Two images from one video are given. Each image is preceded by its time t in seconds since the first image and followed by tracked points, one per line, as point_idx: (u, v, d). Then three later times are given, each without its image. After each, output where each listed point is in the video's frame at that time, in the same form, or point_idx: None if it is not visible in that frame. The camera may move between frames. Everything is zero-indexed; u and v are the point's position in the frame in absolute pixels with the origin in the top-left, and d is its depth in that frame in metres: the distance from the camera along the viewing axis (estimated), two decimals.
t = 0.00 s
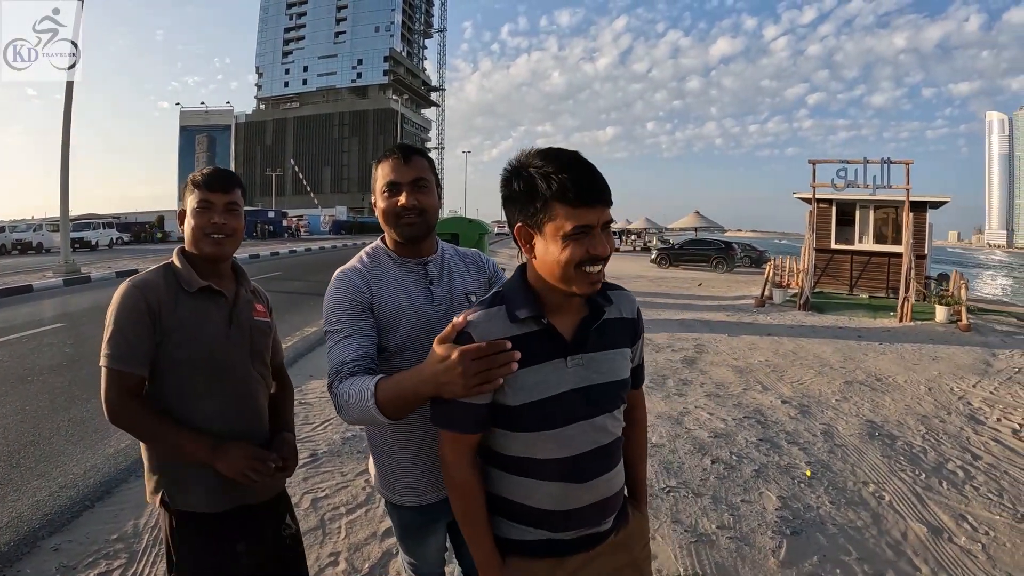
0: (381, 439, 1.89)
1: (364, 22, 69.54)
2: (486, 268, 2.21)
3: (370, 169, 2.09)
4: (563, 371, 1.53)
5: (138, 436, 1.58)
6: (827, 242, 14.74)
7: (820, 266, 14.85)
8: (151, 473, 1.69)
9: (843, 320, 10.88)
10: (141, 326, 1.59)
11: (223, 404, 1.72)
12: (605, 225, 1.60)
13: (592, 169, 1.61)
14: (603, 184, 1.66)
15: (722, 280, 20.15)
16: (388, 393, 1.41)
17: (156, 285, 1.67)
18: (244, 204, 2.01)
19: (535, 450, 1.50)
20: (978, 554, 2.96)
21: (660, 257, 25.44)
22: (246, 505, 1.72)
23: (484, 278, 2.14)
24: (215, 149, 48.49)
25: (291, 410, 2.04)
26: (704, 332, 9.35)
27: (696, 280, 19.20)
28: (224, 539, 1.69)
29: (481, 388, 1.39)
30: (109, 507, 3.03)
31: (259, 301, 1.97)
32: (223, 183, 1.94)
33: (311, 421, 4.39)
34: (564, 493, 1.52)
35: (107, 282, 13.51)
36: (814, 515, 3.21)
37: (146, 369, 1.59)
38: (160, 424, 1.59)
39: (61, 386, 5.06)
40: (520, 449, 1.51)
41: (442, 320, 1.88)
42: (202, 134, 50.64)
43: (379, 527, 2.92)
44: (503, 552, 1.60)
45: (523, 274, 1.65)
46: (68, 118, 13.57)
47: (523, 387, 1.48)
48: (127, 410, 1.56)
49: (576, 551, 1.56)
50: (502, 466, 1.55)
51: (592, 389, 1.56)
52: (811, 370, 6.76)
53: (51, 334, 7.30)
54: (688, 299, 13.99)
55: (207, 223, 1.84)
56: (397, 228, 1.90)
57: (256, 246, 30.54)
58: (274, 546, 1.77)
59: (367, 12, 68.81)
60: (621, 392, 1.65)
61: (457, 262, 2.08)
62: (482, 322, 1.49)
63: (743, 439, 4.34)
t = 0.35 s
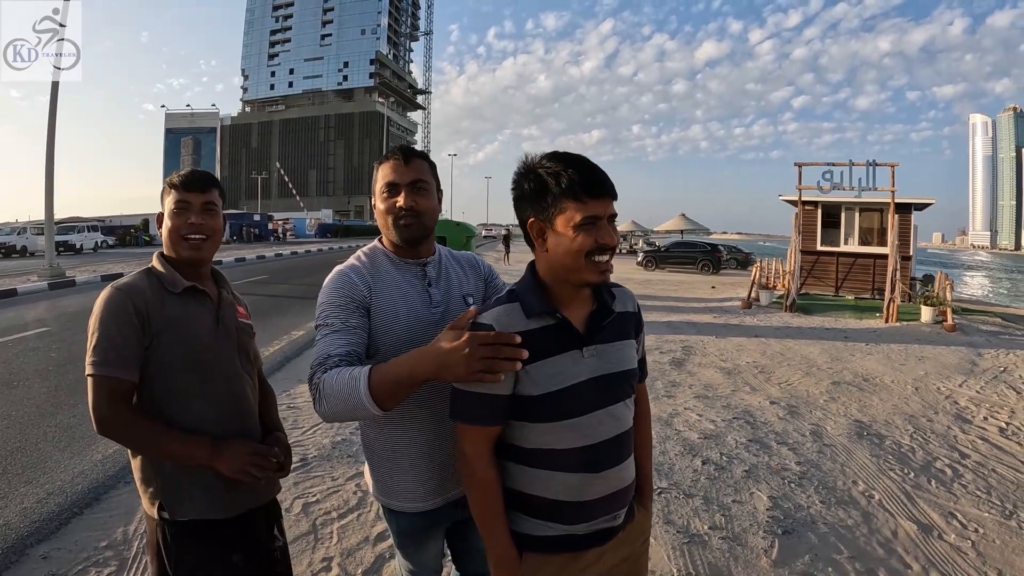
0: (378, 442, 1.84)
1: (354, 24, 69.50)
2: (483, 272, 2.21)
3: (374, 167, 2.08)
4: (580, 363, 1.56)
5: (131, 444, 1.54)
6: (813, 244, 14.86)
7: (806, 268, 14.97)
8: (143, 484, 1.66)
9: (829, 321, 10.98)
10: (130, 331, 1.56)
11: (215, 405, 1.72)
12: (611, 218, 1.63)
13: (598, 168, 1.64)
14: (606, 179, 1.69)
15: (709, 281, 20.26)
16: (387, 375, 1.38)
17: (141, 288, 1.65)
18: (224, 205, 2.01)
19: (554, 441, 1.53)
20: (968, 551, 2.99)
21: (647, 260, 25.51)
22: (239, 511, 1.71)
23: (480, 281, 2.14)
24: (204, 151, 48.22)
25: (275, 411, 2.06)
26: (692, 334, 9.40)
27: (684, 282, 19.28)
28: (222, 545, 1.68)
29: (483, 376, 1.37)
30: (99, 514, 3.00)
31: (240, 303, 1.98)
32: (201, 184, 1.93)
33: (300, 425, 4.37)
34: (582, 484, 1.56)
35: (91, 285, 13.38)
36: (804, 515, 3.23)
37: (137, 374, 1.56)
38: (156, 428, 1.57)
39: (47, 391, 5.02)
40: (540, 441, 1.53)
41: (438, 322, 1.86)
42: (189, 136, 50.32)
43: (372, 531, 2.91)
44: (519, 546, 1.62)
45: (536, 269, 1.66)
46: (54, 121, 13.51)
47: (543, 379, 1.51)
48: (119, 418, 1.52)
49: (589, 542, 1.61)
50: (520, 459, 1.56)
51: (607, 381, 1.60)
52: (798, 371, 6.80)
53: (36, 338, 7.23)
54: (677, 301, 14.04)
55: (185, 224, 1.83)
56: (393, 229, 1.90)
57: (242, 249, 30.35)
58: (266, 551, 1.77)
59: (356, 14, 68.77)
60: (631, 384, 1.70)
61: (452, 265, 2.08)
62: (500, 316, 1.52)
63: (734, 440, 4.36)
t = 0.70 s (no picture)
0: (389, 443, 1.81)
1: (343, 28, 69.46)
2: (483, 273, 2.21)
3: (380, 167, 2.02)
4: (624, 358, 1.62)
5: (121, 453, 1.53)
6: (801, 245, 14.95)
7: (794, 269, 15.07)
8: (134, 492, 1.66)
9: (818, 321, 11.05)
10: (117, 340, 1.55)
11: (205, 414, 1.70)
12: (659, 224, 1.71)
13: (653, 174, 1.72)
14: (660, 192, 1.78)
15: (698, 283, 20.34)
16: (450, 386, 1.38)
17: (128, 296, 1.63)
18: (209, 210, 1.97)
19: (601, 432, 1.58)
20: (963, 547, 3.02)
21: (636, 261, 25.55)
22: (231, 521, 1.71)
23: (483, 283, 2.14)
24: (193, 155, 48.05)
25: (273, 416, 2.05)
26: (682, 335, 9.44)
27: (673, 284, 19.34)
28: (212, 550, 1.69)
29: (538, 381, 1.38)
30: (90, 522, 2.99)
31: (234, 308, 1.96)
32: (187, 189, 1.90)
33: (292, 431, 4.36)
34: (626, 473, 1.63)
35: (77, 292, 13.29)
36: (799, 514, 3.24)
37: (124, 384, 1.55)
38: (143, 437, 1.56)
39: (37, 399, 4.98)
40: (587, 434, 1.58)
41: (450, 324, 1.85)
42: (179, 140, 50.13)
43: (366, 537, 2.90)
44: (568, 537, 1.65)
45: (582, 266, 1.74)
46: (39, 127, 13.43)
47: (592, 373, 1.56)
48: (108, 428, 1.51)
49: (627, 528, 1.70)
50: (567, 453, 1.59)
51: (644, 375, 1.68)
52: (789, 371, 6.83)
53: (23, 345, 7.17)
54: (667, 303, 14.09)
55: (168, 230, 1.80)
56: (407, 235, 1.86)
57: (230, 255, 30.22)
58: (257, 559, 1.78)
59: (346, 18, 68.77)
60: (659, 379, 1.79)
61: (456, 267, 2.07)
62: (557, 317, 1.54)
63: (726, 440, 4.38)
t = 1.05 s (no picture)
0: (382, 451, 1.78)
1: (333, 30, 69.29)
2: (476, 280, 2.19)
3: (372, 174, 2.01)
4: (608, 363, 1.64)
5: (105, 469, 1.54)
6: (788, 247, 15.06)
7: (782, 270, 15.17)
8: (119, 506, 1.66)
9: (806, 322, 11.12)
10: (99, 355, 1.54)
11: (188, 428, 1.70)
12: (648, 238, 1.75)
13: (645, 191, 1.77)
14: (652, 208, 1.82)
15: (687, 285, 20.42)
16: (439, 397, 1.45)
17: (109, 309, 1.60)
18: (194, 217, 1.93)
19: (585, 433, 1.61)
20: (952, 547, 3.04)
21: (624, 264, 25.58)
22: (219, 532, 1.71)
23: (475, 289, 2.13)
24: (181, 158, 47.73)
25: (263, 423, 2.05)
26: (670, 338, 9.48)
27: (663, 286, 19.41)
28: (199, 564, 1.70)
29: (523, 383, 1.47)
30: (76, 533, 2.96)
31: (219, 315, 1.92)
32: (171, 197, 1.87)
33: (278, 438, 4.34)
34: (612, 475, 1.64)
35: (63, 297, 13.17)
36: (788, 517, 3.26)
37: (106, 399, 1.54)
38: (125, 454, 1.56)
39: (20, 407, 4.94)
40: (569, 433, 1.61)
41: (445, 332, 1.84)
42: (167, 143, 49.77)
43: (354, 546, 2.89)
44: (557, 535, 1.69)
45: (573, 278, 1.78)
46: (24, 131, 13.32)
47: (574, 375, 1.60)
48: (90, 444, 1.51)
49: (616, 531, 1.70)
50: (549, 451, 1.64)
51: (633, 379, 1.68)
52: (777, 373, 6.87)
53: (7, 353, 7.10)
54: (657, 305, 14.13)
55: (153, 241, 1.77)
56: (400, 243, 1.84)
57: (218, 259, 30.05)
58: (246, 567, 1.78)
59: (336, 19, 68.63)
60: (653, 384, 1.79)
61: (450, 273, 2.05)
62: (538, 323, 1.62)
63: (715, 444, 4.40)
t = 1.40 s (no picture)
0: (365, 455, 1.77)
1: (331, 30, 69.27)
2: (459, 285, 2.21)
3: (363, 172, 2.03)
4: (585, 371, 1.61)
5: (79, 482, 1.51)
6: (786, 247, 15.08)
7: (780, 271, 15.19)
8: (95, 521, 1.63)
9: (805, 322, 11.13)
10: (71, 363, 1.51)
11: (165, 434, 1.69)
12: (613, 232, 1.70)
13: (606, 183, 1.73)
14: (616, 202, 1.78)
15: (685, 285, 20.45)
16: (428, 379, 1.36)
17: (77, 314, 1.58)
18: (158, 218, 1.93)
19: (558, 446, 1.57)
20: (953, 554, 3.04)
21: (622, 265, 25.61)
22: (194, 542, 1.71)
23: (460, 295, 2.15)
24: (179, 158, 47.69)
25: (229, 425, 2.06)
26: (667, 339, 9.49)
27: (661, 287, 19.43)
28: None
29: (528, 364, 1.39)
30: (61, 538, 2.97)
31: (183, 319, 1.94)
32: (137, 196, 1.86)
33: (268, 442, 4.35)
34: (584, 489, 1.60)
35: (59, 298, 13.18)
36: (785, 523, 3.26)
37: (80, 409, 1.52)
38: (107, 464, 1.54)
39: (11, 410, 4.93)
40: (541, 446, 1.57)
41: (427, 334, 1.85)
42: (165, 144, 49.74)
43: (340, 553, 2.89)
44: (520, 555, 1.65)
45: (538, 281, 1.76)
46: (19, 133, 13.32)
47: (549, 384, 1.55)
48: (63, 457, 1.48)
49: (585, 548, 1.66)
50: (520, 464, 1.59)
51: (609, 388, 1.65)
52: (775, 375, 6.88)
53: None
54: (654, 306, 14.14)
55: (120, 239, 1.76)
56: (384, 244, 1.86)
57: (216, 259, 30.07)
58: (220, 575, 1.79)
59: (335, 20, 68.61)
60: (626, 394, 1.77)
61: (434, 279, 2.07)
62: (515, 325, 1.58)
63: (711, 447, 4.40)
